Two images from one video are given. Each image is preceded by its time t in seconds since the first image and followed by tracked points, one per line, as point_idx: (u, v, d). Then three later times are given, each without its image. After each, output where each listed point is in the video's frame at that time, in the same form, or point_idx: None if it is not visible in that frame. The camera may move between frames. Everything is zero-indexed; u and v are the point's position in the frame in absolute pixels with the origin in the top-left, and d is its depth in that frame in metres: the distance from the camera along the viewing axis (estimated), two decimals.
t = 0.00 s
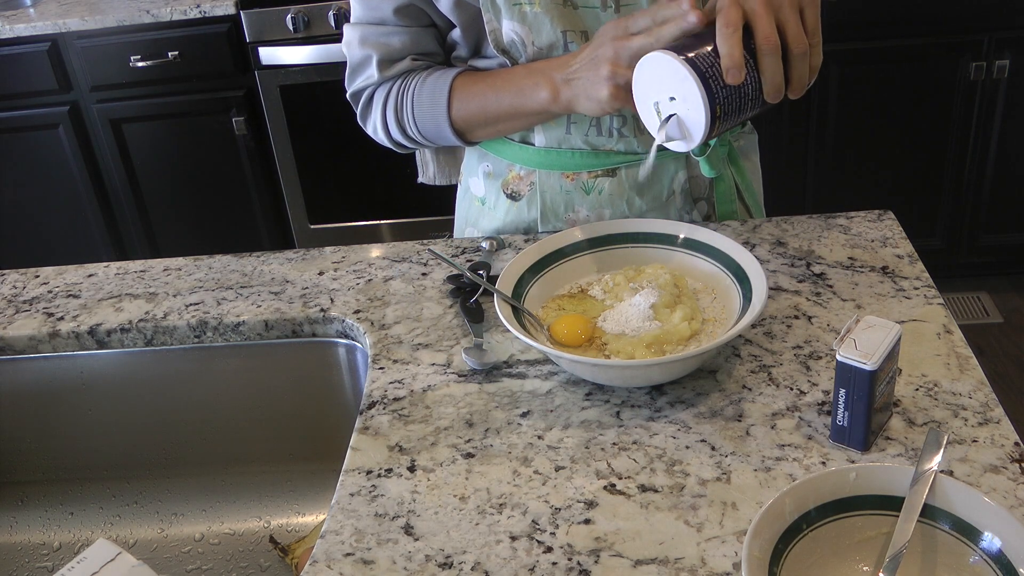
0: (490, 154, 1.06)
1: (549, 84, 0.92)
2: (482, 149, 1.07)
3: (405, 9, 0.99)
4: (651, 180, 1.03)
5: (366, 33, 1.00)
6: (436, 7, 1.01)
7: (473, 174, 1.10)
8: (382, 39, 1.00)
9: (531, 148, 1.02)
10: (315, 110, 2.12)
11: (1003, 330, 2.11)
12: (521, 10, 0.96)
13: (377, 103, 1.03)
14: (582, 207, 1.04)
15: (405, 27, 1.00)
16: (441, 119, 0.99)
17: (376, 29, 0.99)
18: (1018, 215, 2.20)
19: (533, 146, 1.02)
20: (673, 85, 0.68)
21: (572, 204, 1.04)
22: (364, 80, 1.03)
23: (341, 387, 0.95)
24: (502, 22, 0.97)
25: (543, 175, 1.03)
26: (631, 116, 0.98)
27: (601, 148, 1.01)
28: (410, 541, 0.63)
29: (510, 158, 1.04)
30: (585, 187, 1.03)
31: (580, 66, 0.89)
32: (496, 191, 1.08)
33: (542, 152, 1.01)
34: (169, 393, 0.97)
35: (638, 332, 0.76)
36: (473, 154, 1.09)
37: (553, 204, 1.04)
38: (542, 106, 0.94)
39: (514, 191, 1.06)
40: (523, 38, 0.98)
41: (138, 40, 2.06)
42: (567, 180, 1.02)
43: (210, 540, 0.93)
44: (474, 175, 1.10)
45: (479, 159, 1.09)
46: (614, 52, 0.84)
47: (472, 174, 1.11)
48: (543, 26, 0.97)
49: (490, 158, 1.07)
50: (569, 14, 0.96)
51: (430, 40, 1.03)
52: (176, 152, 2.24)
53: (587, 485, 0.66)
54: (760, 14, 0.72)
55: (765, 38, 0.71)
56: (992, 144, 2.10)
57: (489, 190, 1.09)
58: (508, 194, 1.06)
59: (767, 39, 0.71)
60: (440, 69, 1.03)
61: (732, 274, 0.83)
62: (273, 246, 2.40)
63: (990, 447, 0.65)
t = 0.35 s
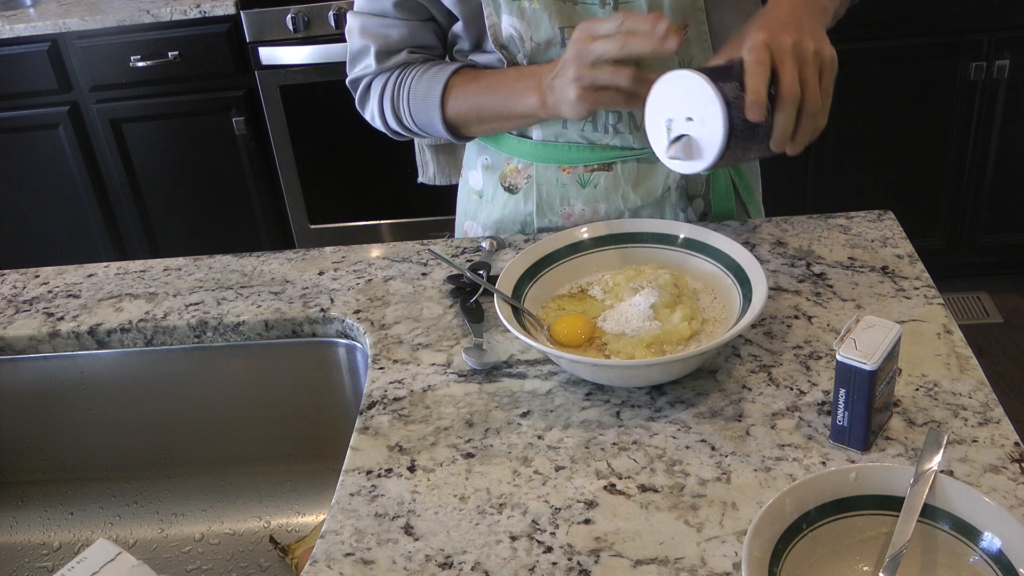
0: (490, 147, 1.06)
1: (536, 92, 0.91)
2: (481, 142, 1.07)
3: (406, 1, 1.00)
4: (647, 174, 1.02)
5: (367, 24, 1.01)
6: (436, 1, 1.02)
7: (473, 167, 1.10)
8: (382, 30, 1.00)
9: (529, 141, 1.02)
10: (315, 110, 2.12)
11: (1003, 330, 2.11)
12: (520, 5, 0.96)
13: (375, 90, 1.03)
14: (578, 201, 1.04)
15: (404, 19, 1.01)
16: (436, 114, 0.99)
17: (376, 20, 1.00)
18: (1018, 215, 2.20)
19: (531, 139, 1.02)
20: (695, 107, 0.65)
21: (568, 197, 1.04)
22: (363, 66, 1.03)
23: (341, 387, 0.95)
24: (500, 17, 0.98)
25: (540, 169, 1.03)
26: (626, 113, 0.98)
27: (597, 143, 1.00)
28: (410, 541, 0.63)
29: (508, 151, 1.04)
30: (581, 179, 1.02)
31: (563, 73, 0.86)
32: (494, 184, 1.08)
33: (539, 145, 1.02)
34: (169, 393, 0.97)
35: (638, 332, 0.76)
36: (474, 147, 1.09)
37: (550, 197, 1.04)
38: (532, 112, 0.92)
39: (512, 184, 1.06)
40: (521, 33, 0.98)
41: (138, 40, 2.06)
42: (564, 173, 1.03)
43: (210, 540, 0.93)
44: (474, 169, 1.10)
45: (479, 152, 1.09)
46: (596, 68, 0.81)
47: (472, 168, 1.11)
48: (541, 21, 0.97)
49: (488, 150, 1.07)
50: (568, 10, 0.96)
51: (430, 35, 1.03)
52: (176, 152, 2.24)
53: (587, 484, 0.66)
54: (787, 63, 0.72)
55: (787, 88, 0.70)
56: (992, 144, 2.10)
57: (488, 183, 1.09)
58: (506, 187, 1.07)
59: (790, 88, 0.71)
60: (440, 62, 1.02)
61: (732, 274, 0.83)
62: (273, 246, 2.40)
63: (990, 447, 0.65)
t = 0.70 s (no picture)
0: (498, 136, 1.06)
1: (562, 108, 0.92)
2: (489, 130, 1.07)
3: None
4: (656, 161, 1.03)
5: (383, 8, 0.98)
6: None
7: (481, 157, 1.10)
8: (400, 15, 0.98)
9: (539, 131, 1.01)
10: (315, 110, 2.12)
11: (1003, 330, 2.11)
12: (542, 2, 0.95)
13: (391, 77, 1.02)
14: (588, 189, 1.04)
15: (421, 6, 0.98)
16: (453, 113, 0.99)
17: (392, 5, 0.98)
18: (1018, 215, 2.20)
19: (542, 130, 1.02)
20: (730, 94, 0.76)
21: (578, 185, 1.04)
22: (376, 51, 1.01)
23: (341, 387, 0.95)
24: (521, 12, 0.97)
25: (550, 159, 1.03)
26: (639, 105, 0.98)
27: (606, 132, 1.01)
28: (410, 541, 0.63)
29: (517, 142, 1.04)
30: (591, 168, 1.03)
31: (601, 94, 0.88)
32: (502, 173, 1.07)
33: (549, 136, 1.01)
34: (170, 393, 0.97)
35: (638, 332, 0.76)
36: (483, 136, 1.09)
37: (560, 185, 1.04)
38: (555, 125, 0.94)
39: (520, 173, 1.06)
40: (541, 30, 0.97)
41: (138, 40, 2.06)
42: (574, 162, 1.03)
43: (210, 540, 0.93)
44: (482, 158, 1.10)
45: (487, 142, 1.08)
46: (647, 104, 0.82)
47: (480, 157, 1.10)
48: (563, 19, 0.96)
49: (497, 140, 1.06)
50: (591, 9, 0.95)
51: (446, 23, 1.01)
52: (176, 152, 2.24)
53: (587, 485, 0.66)
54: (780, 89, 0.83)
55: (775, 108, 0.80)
56: (992, 143, 2.10)
57: (496, 172, 1.08)
58: (515, 176, 1.06)
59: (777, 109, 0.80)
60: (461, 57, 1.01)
61: (732, 273, 0.83)
62: (273, 246, 2.40)
63: (990, 447, 0.65)
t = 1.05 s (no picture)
0: (499, 135, 1.05)
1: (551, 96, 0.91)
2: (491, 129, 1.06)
3: None
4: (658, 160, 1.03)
5: None
6: None
7: (482, 155, 1.09)
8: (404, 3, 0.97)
9: (540, 131, 1.02)
10: (315, 110, 2.12)
11: (1003, 330, 2.11)
12: None
13: (387, 65, 1.01)
14: (590, 187, 1.04)
15: None
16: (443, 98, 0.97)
17: None
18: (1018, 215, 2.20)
19: (544, 129, 1.02)
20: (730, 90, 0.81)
21: (580, 184, 1.04)
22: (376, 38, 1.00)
23: (341, 388, 0.95)
24: (528, 6, 0.97)
25: (551, 157, 1.03)
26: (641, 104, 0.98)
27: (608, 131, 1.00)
28: (410, 541, 0.63)
29: (519, 140, 1.03)
30: (592, 166, 1.03)
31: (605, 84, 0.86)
32: (503, 172, 1.07)
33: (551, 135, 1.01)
34: (170, 392, 0.97)
35: (637, 332, 0.76)
36: (484, 133, 1.08)
37: (562, 184, 1.04)
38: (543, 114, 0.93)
39: (522, 172, 1.05)
40: (548, 23, 0.97)
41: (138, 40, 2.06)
42: (575, 160, 1.02)
43: (210, 540, 0.93)
44: (483, 156, 1.09)
45: (488, 140, 1.07)
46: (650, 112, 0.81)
47: (480, 156, 1.10)
48: (570, 13, 0.96)
49: (497, 138, 1.06)
50: (598, 5, 0.96)
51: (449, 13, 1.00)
52: (176, 152, 2.24)
53: (587, 485, 0.66)
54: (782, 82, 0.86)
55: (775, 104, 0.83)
56: (992, 143, 2.10)
57: (497, 171, 1.08)
58: (517, 174, 1.06)
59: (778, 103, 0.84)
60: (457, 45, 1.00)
61: (732, 273, 0.83)
62: (273, 246, 2.40)
63: (990, 447, 0.65)
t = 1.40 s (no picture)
0: (494, 144, 1.05)
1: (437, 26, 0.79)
2: (486, 139, 1.06)
3: None
4: (652, 176, 1.03)
5: None
6: None
7: (477, 164, 1.09)
8: None
9: (534, 140, 1.01)
10: (315, 109, 2.12)
11: (1003, 330, 2.11)
12: None
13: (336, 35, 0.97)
14: (582, 200, 1.04)
15: None
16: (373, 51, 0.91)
17: None
18: (1018, 215, 2.20)
19: (537, 138, 1.01)
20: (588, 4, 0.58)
21: (572, 197, 1.04)
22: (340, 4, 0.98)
23: (341, 387, 0.95)
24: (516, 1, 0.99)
25: (544, 168, 1.03)
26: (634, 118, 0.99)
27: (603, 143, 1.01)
28: (410, 541, 0.63)
29: (513, 150, 1.04)
30: (584, 180, 1.03)
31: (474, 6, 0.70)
32: (497, 181, 1.07)
33: (544, 144, 1.01)
34: (169, 392, 0.97)
35: (638, 332, 0.76)
36: (480, 142, 1.07)
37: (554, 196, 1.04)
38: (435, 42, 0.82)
39: (516, 182, 1.05)
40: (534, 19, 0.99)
41: (138, 40, 2.06)
42: (568, 173, 1.03)
43: (211, 540, 0.93)
44: (478, 165, 1.09)
45: (483, 149, 1.07)
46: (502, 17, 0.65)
47: (476, 164, 1.09)
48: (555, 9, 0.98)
49: (493, 147, 1.06)
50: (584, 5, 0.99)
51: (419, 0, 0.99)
52: (176, 152, 2.24)
53: (587, 484, 0.66)
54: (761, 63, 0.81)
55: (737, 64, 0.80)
56: (992, 143, 2.10)
57: (492, 180, 1.08)
58: (511, 185, 1.06)
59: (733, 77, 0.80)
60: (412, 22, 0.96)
61: (732, 273, 0.83)
62: (273, 246, 2.40)
63: (991, 447, 0.65)
